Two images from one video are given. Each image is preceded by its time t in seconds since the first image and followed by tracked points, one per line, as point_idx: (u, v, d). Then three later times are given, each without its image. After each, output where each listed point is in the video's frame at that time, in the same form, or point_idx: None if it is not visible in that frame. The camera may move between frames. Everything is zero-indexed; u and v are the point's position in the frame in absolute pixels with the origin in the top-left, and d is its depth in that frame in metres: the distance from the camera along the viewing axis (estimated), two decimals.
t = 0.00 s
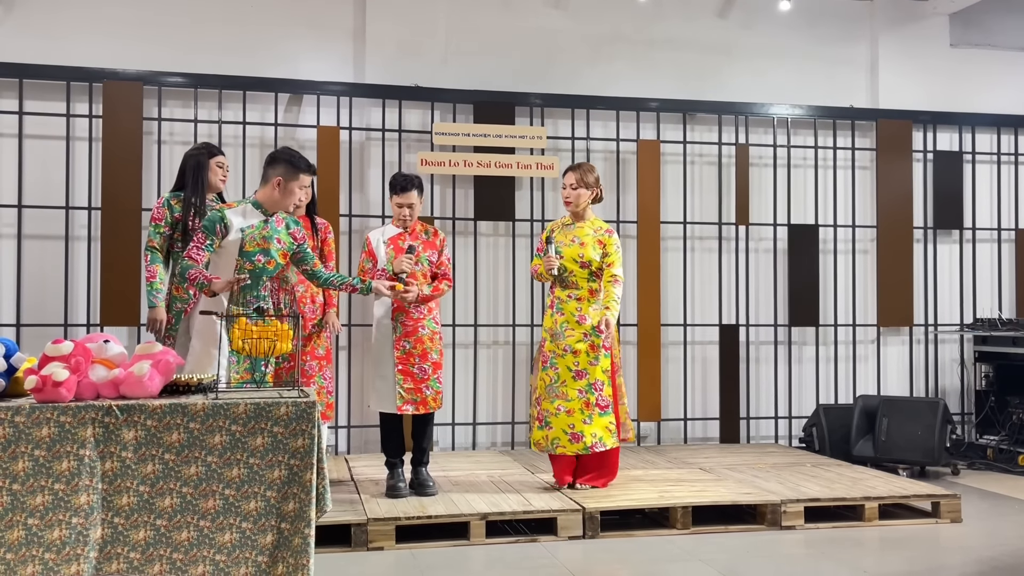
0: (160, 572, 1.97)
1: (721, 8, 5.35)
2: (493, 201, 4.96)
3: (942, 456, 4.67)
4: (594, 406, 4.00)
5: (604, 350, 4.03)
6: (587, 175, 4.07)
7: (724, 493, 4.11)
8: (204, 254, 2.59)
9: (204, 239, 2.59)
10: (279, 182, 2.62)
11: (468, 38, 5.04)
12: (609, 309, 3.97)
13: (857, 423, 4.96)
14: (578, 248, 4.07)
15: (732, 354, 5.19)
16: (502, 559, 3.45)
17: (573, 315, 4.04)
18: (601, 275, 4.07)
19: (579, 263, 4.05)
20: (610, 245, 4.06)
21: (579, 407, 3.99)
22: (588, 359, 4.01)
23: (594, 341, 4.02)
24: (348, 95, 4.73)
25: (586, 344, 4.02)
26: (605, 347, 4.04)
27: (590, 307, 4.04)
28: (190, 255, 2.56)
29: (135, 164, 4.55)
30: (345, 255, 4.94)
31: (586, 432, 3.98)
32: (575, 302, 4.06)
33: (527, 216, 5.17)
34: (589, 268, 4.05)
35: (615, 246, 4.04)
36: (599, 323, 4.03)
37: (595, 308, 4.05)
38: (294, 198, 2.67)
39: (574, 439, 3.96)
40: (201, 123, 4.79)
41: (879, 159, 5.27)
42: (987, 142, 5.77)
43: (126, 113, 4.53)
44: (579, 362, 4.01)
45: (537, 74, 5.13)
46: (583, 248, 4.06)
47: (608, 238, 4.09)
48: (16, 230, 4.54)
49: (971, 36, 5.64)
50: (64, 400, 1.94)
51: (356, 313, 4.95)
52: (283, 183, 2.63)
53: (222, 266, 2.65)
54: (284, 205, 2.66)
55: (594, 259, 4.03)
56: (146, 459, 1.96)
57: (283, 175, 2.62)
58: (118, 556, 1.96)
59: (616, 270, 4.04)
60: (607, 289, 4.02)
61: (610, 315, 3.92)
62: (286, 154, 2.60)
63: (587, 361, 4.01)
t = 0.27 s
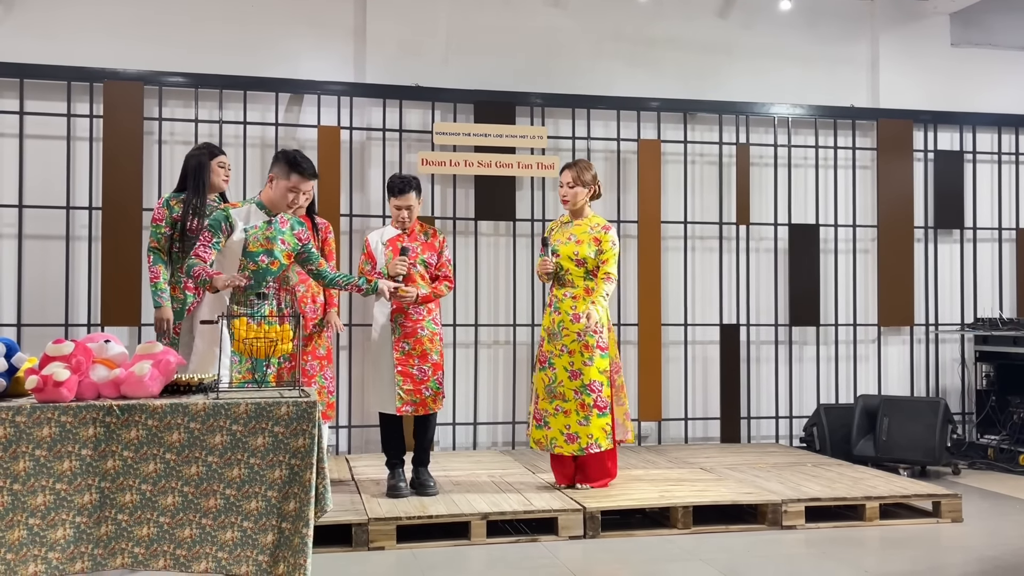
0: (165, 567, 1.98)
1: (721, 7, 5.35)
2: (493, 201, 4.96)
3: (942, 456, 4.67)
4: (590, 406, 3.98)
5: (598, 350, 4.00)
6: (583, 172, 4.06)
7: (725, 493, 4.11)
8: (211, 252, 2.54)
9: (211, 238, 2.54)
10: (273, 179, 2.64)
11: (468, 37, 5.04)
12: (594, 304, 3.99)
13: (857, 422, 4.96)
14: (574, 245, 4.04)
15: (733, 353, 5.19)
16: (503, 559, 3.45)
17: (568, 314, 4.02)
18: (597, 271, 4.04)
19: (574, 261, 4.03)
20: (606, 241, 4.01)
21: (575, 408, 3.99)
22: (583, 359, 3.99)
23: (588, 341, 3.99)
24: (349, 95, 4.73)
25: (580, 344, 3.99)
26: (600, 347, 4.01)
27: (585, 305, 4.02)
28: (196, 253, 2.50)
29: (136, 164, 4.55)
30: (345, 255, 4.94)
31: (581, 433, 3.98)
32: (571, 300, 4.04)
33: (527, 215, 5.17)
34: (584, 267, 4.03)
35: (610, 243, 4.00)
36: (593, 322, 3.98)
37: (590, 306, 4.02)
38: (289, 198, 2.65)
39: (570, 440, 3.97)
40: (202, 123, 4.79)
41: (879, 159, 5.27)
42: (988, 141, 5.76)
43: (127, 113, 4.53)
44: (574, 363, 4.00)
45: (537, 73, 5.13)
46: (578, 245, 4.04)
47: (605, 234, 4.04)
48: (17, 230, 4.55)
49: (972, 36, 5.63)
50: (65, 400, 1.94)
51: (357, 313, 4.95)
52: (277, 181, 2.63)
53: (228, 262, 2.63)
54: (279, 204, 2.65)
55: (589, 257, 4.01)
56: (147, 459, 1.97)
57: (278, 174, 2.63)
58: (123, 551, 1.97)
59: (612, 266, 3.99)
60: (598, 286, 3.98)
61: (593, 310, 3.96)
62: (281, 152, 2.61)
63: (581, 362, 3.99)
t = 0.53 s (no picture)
0: (169, 563, 1.99)
1: (722, 7, 5.35)
2: (494, 201, 4.97)
3: (944, 456, 4.67)
4: (587, 407, 3.98)
5: (595, 351, 4.00)
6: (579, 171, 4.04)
7: (726, 493, 4.11)
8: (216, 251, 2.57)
9: (214, 237, 2.57)
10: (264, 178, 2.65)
11: (469, 37, 5.04)
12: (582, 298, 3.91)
13: (858, 422, 4.95)
14: (570, 246, 4.05)
15: (734, 353, 5.19)
16: (504, 558, 3.45)
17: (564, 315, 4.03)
18: (592, 272, 4.04)
19: (570, 262, 4.03)
20: (602, 241, 3.99)
21: (572, 408, 3.99)
22: (578, 360, 4.00)
23: (583, 342, 3.99)
24: (349, 94, 4.73)
25: (575, 345, 4.00)
26: (596, 348, 4.00)
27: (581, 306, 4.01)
28: (202, 252, 2.53)
29: (137, 163, 4.55)
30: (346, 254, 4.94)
31: (579, 433, 3.98)
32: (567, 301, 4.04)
33: (528, 215, 5.17)
34: (580, 267, 4.04)
35: (607, 242, 3.98)
36: (590, 324, 4.00)
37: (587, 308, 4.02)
38: (277, 198, 2.64)
39: (568, 441, 3.98)
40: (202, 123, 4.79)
41: (880, 159, 5.27)
42: (989, 141, 5.76)
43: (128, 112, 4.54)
44: (569, 364, 4.01)
45: (538, 73, 5.13)
46: (575, 246, 4.04)
47: (601, 234, 4.02)
48: (18, 229, 4.55)
49: (973, 35, 5.63)
50: (66, 400, 1.94)
51: (357, 313, 4.95)
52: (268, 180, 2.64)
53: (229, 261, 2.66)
54: (269, 203, 2.65)
55: (585, 257, 4.00)
56: (148, 459, 1.96)
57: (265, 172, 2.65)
58: (128, 547, 1.97)
59: (608, 267, 3.99)
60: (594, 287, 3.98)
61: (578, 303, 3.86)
62: (270, 152, 2.60)
63: (576, 363, 4.00)
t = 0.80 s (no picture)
0: (165, 570, 1.98)
1: (723, 7, 5.35)
2: (494, 201, 4.96)
3: (944, 456, 4.67)
4: (586, 405, 3.98)
5: (594, 349, 4.00)
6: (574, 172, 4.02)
7: (726, 493, 4.11)
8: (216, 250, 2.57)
9: (213, 237, 2.57)
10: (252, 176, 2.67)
11: (469, 37, 5.04)
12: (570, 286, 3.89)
13: (859, 422, 4.95)
14: (568, 245, 4.07)
15: (734, 353, 5.19)
16: (504, 558, 3.45)
17: (564, 313, 4.03)
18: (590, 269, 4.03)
19: (567, 260, 4.06)
20: (596, 237, 4.00)
21: (572, 407, 3.99)
22: (577, 358, 4.00)
23: (583, 340, 4.00)
24: (349, 94, 4.73)
25: (574, 343, 4.01)
26: (595, 346, 4.01)
27: (580, 305, 4.01)
28: (202, 248, 2.53)
29: (138, 163, 4.56)
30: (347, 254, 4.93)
31: (578, 432, 3.98)
32: (566, 300, 4.03)
33: (529, 215, 5.17)
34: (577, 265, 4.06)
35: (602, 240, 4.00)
36: (589, 322, 4.01)
37: (586, 305, 4.01)
38: (265, 196, 2.66)
39: (568, 439, 3.98)
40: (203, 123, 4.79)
41: (880, 159, 5.27)
42: (990, 141, 5.75)
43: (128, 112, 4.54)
44: (569, 362, 4.01)
45: (538, 73, 5.13)
46: (571, 245, 4.07)
47: (595, 231, 4.04)
48: (19, 230, 4.55)
49: (973, 35, 5.63)
50: (67, 400, 1.95)
51: (358, 313, 4.95)
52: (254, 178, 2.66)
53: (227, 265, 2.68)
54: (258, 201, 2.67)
55: (579, 255, 4.03)
56: (148, 459, 1.96)
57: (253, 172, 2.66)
58: (127, 550, 1.96)
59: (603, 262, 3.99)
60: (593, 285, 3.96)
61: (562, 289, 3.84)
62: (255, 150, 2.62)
63: (576, 361, 4.00)
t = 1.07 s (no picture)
0: (161, 572, 1.98)
1: (723, 7, 5.35)
2: (495, 201, 4.96)
3: (945, 456, 4.67)
4: (586, 406, 3.97)
5: (592, 348, 4.00)
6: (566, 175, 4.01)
7: (727, 493, 4.11)
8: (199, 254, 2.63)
9: (196, 242, 2.63)
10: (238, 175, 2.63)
11: (470, 37, 5.04)
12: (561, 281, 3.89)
13: (859, 422, 4.95)
14: (566, 248, 4.08)
15: (735, 353, 5.19)
16: (505, 558, 3.45)
17: (563, 314, 4.03)
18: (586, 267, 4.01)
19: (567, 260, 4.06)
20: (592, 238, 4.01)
21: (571, 407, 3.98)
22: (576, 359, 4.00)
23: (581, 340, 4.00)
24: (350, 94, 4.73)
25: (574, 344, 4.01)
26: (594, 346, 4.00)
27: (580, 305, 4.00)
28: (184, 256, 2.61)
29: (138, 163, 4.56)
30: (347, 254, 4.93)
31: (579, 433, 3.98)
32: (567, 300, 4.02)
33: (529, 215, 5.16)
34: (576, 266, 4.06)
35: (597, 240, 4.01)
36: (587, 321, 4.00)
37: (585, 305, 4.00)
38: (252, 195, 2.64)
39: (569, 440, 3.97)
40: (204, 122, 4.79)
41: (881, 159, 5.27)
42: (991, 141, 5.75)
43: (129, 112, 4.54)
44: (568, 363, 4.02)
45: (539, 73, 5.13)
46: (569, 247, 4.07)
47: (590, 230, 4.04)
48: (19, 229, 4.55)
49: (974, 35, 5.63)
50: (68, 399, 1.95)
51: (359, 313, 4.95)
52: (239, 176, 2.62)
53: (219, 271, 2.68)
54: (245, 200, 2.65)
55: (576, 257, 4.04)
56: (149, 459, 1.96)
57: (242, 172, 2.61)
58: (121, 556, 1.96)
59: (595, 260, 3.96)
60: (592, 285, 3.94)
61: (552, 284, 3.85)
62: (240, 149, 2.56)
63: (575, 361, 4.00)
